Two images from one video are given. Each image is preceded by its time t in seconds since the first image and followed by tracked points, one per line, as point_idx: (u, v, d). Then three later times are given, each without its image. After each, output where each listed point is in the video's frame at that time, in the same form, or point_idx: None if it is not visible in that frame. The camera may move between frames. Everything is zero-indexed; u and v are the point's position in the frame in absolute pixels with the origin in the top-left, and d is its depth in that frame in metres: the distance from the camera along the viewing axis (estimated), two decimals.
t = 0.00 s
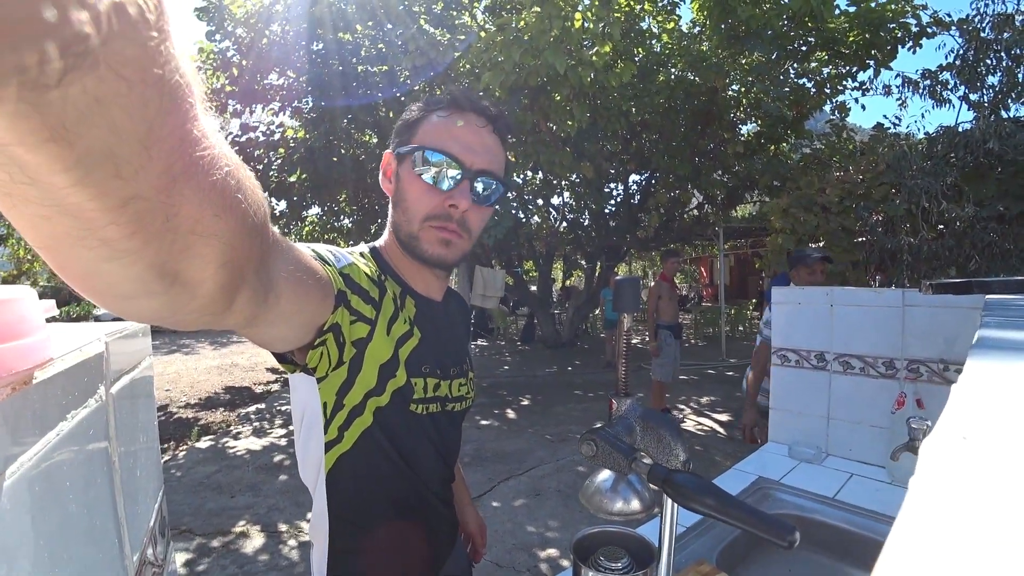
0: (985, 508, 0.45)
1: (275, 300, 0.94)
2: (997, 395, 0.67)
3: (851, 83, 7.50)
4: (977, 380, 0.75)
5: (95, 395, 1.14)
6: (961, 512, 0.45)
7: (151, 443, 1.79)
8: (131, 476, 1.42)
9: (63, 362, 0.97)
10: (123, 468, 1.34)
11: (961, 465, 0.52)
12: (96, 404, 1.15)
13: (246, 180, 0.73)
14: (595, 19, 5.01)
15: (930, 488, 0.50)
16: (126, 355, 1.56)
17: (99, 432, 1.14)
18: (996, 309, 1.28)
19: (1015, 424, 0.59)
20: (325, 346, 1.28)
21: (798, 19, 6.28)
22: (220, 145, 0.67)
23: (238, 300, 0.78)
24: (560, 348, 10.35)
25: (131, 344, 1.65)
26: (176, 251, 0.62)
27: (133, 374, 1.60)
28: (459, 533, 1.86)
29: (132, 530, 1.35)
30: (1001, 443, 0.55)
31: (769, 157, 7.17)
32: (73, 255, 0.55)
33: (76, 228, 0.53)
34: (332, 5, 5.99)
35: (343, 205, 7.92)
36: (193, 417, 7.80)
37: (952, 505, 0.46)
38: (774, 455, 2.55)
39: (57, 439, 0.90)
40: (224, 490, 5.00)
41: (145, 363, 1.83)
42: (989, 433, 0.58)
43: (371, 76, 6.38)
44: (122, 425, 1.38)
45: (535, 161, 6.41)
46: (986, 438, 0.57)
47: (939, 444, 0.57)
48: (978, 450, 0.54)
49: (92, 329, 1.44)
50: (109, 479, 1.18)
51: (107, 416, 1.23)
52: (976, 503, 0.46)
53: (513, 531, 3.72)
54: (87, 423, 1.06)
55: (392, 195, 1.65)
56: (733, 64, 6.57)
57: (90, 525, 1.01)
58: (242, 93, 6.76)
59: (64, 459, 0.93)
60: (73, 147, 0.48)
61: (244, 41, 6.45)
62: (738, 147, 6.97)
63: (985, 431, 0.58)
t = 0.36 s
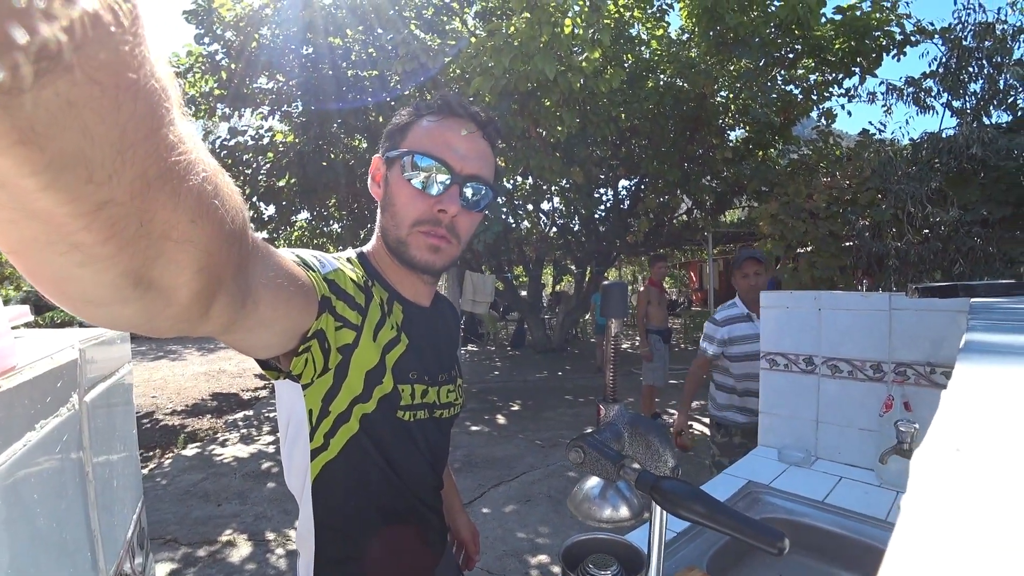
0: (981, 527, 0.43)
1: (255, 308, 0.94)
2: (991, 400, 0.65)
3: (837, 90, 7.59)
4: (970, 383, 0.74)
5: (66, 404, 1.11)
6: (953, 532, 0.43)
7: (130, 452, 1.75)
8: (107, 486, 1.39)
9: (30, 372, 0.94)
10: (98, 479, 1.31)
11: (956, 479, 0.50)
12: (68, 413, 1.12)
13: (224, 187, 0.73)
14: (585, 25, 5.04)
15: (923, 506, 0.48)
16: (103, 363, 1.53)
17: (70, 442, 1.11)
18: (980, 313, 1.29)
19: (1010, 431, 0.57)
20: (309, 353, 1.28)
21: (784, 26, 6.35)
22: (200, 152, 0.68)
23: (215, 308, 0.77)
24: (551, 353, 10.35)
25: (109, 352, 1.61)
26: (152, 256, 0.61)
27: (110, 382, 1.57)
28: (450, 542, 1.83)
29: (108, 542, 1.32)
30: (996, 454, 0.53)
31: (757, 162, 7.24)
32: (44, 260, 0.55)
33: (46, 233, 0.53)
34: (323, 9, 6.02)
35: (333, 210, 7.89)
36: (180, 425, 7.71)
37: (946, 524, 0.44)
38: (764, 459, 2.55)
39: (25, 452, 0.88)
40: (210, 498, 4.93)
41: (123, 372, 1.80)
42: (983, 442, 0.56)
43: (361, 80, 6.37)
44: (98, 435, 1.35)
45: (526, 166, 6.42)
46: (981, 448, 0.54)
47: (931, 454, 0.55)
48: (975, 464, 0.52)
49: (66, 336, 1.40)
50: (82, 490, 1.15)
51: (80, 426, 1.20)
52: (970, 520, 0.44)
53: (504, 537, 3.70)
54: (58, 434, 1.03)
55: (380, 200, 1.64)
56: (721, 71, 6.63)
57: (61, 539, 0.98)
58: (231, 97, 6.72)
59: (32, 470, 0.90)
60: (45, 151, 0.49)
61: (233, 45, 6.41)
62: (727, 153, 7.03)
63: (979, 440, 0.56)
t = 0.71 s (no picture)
0: (987, 541, 0.41)
1: (248, 310, 0.95)
2: (995, 407, 0.63)
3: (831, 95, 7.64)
4: (974, 386, 0.72)
5: (55, 409, 1.09)
6: (959, 545, 0.41)
7: (120, 458, 1.73)
8: (97, 492, 1.37)
9: (17, 376, 0.92)
10: (88, 484, 1.29)
11: (961, 487, 0.48)
12: (57, 419, 1.10)
13: (221, 191, 0.74)
14: (581, 30, 5.06)
15: (930, 516, 0.45)
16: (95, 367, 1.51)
17: (59, 448, 1.10)
18: (978, 316, 1.29)
19: (1015, 440, 0.54)
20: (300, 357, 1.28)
21: (778, 32, 6.41)
22: (195, 154, 0.68)
23: (209, 310, 0.77)
24: (547, 357, 10.34)
25: (100, 356, 1.59)
26: (141, 257, 0.62)
27: (101, 387, 1.55)
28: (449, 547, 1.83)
29: (97, 548, 1.30)
30: (1006, 465, 0.50)
31: (752, 166, 7.27)
32: (36, 256, 0.56)
33: (33, 230, 0.55)
34: (319, 14, 5.93)
35: (329, 214, 7.88)
36: (174, 429, 7.66)
37: (951, 538, 0.42)
38: (761, 463, 2.55)
39: (12, 459, 0.86)
40: (204, 503, 4.91)
41: (115, 377, 1.78)
42: (989, 445, 0.54)
43: (357, 85, 6.40)
44: (88, 440, 1.34)
45: (522, 170, 6.43)
46: (990, 458, 0.52)
47: (939, 463, 0.52)
48: (985, 469, 0.50)
49: (56, 341, 1.39)
50: (71, 497, 1.14)
51: (70, 432, 1.19)
52: (976, 531, 0.42)
53: (500, 542, 3.69)
54: (46, 440, 1.01)
55: (400, 215, 1.55)
56: (716, 76, 6.67)
57: (48, 547, 0.97)
58: (228, 101, 6.71)
59: (20, 476, 0.89)
60: (28, 146, 0.51)
61: (230, 49, 6.41)
62: (722, 157, 7.06)
63: (988, 449, 0.53)
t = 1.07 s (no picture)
0: (987, 542, 0.41)
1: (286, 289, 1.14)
2: (995, 411, 0.63)
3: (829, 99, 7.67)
4: (972, 389, 0.72)
5: (52, 413, 1.09)
6: (959, 547, 0.41)
7: (118, 461, 1.72)
8: (94, 496, 1.36)
9: (13, 381, 0.91)
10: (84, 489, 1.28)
11: (961, 491, 0.47)
12: (54, 423, 1.09)
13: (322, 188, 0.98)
14: (579, 35, 5.07)
15: (931, 520, 0.45)
16: (93, 370, 1.50)
17: (56, 451, 1.09)
18: (976, 320, 1.30)
19: (1015, 443, 0.54)
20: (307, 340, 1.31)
21: (776, 37, 6.44)
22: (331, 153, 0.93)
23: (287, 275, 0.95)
24: (546, 362, 10.34)
25: (98, 359, 1.59)
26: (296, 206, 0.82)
27: (99, 389, 1.55)
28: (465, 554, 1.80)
29: (94, 553, 1.29)
30: (1006, 467, 0.50)
31: (750, 171, 7.29)
32: (257, 186, 0.75)
33: (273, 164, 0.75)
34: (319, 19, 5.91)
35: (328, 218, 7.88)
36: (171, 433, 7.64)
37: (952, 539, 0.42)
38: (760, 468, 2.54)
39: (8, 464, 0.85)
40: (202, 508, 4.89)
41: (113, 380, 1.77)
42: (989, 449, 0.54)
43: (356, 89, 6.39)
44: (86, 443, 1.33)
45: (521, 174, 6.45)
46: (990, 461, 0.51)
47: (938, 467, 0.52)
48: (984, 473, 0.50)
49: (54, 344, 1.38)
50: (68, 503, 1.13)
51: (66, 436, 1.18)
52: (976, 533, 0.42)
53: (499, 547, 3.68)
54: (43, 445, 1.01)
55: (417, 228, 1.50)
56: (714, 80, 6.69)
57: (45, 553, 0.96)
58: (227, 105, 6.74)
59: (17, 480, 0.88)
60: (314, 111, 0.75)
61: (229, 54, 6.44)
62: (720, 161, 7.08)
63: (987, 452, 0.53)
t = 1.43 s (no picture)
0: (985, 542, 0.41)
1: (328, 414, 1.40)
2: (995, 414, 0.62)
3: (828, 104, 7.70)
4: (973, 393, 0.72)
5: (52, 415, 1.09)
6: (961, 549, 0.41)
7: (118, 465, 1.73)
8: (93, 500, 1.36)
9: (14, 384, 0.92)
10: (83, 493, 1.28)
11: (961, 495, 0.47)
12: (54, 426, 1.09)
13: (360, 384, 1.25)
14: (579, 40, 5.08)
15: (931, 525, 0.45)
16: (93, 374, 1.50)
17: (55, 454, 1.09)
18: (976, 323, 1.29)
19: (1015, 446, 0.54)
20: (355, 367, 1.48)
21: (774, 40, 6.48)
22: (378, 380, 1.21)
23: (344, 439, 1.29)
24: (546, 366, 10.33)
25: (98, 363, 1.59)
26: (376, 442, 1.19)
27: (99, 393, 1.55)
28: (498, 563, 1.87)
29: (93, 558, 1.29)
30: (1007, 471, 0.50)
31: (749, 175, 7.30)
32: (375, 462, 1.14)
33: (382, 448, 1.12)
34: (319, 23, 5.94)
35: (328, 222, 7.89)
36: (170, 437, 7.63)
37: (952, 543, 0.42)
38: (761, 472, 2.54)
39: (8, 466, 0.85)
40: (201, 511, 4.87)
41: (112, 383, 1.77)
42: (993, 454, 0.53)
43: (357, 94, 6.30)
44: (85, 447, 1.33)
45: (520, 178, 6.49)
46: (993, 465, 0.51)
47: (940, 471, 0.52)
48: (987, 477, 0.49)
49: (54, 347, 1.39)
50: (67, 507, 1.13)
51: (66, 439, 1.18)
52: (974, 534, 0.42)
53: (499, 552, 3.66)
54: (43, 448, 1.01)
55: (452, 242, 1.65)
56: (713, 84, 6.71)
57: (44, 556, 0.96)
58: (228, 110, 6.77)
59: (16, 482, 0.88)
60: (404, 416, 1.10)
61: (230, 58, 6.49)
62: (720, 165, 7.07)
63: (989, 457, 0.53)
